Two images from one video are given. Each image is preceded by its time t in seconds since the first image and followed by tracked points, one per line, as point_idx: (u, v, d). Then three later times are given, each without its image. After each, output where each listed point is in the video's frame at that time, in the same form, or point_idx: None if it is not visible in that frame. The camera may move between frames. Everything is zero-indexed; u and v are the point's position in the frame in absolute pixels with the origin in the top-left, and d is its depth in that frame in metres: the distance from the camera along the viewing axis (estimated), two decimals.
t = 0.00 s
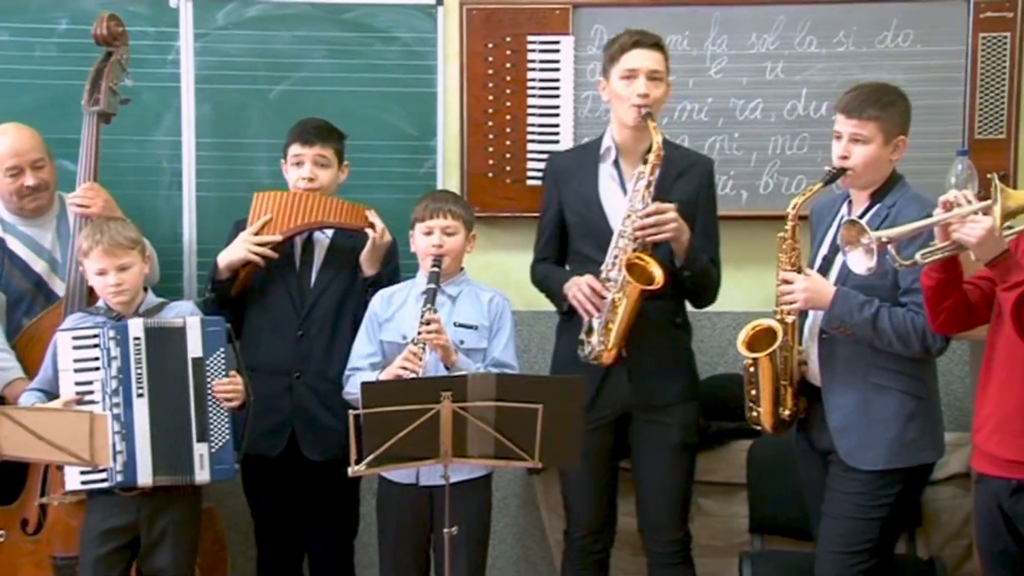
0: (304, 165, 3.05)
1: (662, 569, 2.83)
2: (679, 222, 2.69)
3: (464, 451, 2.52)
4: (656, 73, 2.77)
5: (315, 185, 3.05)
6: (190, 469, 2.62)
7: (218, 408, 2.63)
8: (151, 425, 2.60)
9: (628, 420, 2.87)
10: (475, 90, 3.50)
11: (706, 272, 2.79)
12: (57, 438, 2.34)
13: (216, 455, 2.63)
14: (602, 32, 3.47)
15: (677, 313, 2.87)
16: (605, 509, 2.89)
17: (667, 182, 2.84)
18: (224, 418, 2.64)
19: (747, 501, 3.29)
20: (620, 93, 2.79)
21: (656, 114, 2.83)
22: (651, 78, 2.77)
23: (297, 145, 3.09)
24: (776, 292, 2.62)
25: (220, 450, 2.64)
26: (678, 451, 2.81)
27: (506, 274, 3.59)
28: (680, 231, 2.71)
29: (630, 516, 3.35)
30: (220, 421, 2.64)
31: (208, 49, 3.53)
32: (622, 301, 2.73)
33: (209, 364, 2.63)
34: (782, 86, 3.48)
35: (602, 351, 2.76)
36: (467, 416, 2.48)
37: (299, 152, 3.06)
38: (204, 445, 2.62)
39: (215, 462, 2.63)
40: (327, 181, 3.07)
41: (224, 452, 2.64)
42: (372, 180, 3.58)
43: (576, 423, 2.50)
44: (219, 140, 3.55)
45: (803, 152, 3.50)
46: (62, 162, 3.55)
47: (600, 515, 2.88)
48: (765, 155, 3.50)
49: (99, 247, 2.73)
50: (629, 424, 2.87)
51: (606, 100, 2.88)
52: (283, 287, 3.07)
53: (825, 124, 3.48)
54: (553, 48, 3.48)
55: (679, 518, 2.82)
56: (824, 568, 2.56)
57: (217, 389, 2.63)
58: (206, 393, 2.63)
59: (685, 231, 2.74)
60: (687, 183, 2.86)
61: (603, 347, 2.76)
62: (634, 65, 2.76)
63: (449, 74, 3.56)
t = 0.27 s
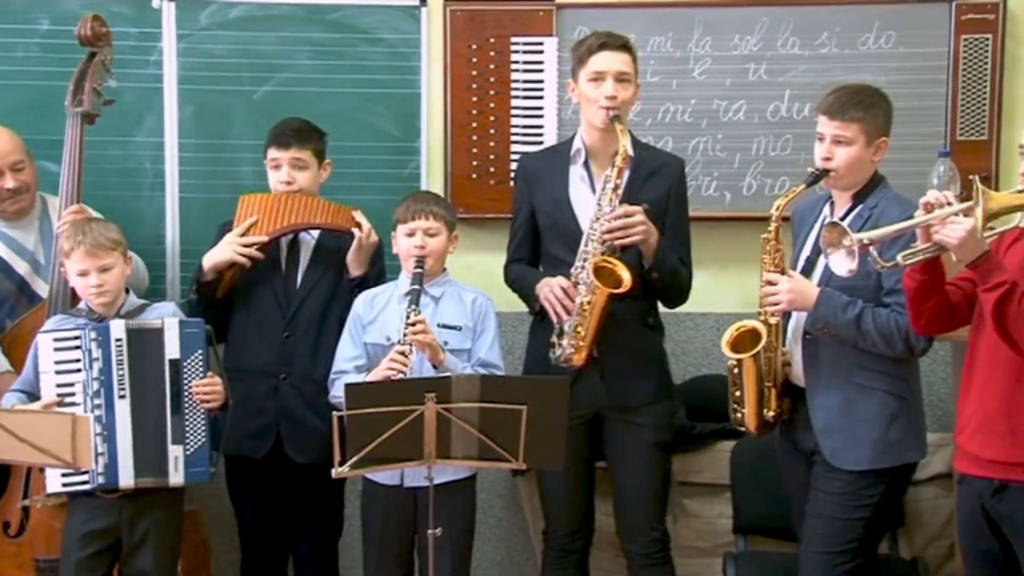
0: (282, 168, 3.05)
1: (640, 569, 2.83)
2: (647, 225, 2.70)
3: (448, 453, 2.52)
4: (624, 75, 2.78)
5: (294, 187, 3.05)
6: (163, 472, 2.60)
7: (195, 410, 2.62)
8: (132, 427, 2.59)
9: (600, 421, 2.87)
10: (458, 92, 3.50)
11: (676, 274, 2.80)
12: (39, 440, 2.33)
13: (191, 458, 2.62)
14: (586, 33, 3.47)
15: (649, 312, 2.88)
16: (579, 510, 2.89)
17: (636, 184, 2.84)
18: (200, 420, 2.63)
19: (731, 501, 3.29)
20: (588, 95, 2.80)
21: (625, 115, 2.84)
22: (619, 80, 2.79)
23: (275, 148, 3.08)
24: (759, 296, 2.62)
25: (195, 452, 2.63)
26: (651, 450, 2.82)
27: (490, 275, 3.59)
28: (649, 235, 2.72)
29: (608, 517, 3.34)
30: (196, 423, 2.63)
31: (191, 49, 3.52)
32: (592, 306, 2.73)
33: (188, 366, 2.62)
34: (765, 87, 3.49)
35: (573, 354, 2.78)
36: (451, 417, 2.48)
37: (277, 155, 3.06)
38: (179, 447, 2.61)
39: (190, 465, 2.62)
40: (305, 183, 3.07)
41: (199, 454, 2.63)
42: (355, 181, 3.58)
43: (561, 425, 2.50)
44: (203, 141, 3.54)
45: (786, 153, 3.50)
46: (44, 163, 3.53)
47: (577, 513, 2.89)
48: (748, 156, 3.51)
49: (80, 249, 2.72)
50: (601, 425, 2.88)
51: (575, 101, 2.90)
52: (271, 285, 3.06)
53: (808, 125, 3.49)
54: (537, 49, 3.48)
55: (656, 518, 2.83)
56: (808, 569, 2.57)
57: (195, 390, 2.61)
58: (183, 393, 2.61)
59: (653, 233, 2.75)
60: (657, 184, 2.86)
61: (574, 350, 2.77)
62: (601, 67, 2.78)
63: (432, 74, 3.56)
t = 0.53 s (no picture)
0: (258, 168, 3.05)
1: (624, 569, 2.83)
2: (626, 227, 2.70)
3: (434, 454, 2.51)
4: (608, 76, 2.79)
5: (269, 186, 3.05)
6: (146, 474, 2.59)
7: (179, 413, 2.62)
8: (115, 429, 2.58)
9: (586, 424, 2.88)
10: (445, 93, 3.49)
11: (658, 276, 2.78)
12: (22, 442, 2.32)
13: (173, 461, 2.61)
14: (572, 34, 3.47)
15: (636, 313, 2.88)
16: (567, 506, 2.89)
17: (621, 185, 2.85)
18: (184, 423, 2.63)
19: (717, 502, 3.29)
20: (573, 97, 2.81)
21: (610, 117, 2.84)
22: (604, 82, 2.79)
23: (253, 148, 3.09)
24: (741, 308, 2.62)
25: (177, 455, 2.62)
26: (633, 451, 2.81)
27: (476, 276, 3.59)
28: (631, 236, 2.72)
29: (596, 517, 3.34)
30: (179, 426, 2.62)
31: (176, 50, 3.51)
32: (571, 306, 2.74)
33: (172, 369, 2.62)
34: (751, 88, 3.49)
35: (552, 354, 2.78)
36: (437, 418, 2.47)
37: (252, 156, 3.06)
38: (162, 450, 2.60)
39: (171, 468, 2.61)
40: (281, 181, 3.06)
41: (181, 458, 2.62)
42: (340, 182, 3.57)
43: (547, 426, 2.50)
44: (188, 142, 3.54)
45: (772, 154, 3.51)
46: (28, 164, 3.52)
47: (565, 510, 2.89)
48: (734, 157, 3.51)
49: (69, 250, 2.71)
50: (586, 425, 2.88)
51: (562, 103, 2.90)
52: (259, 290, 3.06)
53: (793, 126, 3.50)
54: (523, 50, 3.48)
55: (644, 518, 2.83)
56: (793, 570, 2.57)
57: (178, 391, 2.62)
58: (166, 394, 2.61)
59: (636, 234, 2.75)
60: (642, 186, 2.86)
61: (553, 351, 2.78)
62: (585, 68, 2.79)
63: (419, 75, 3.55)
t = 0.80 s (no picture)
0: (248, 171, 3.04)
1: (613, 569, 2.83)
2: (613, 227, 2.70)
3: (417, 455, 2.51)
4: (598, 77, 2.79)
5: (260, 189, 3.04)
6: (122, 476, 2.58)
7: (157, 416, 2.61)
8: (95, 430, 2.58)
9: (576, 424, 2.88)
10: (428, 93, 3.49)
11: (647, 276, 2.78)
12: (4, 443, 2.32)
13: (150, 463, 2.60)
14: (556, 34, 3.47)
15: (627, 314, 2.89)
16: (560, 508, 2.89)
17: (612, 186, 2.85)
18: (161, 429, 2.62)
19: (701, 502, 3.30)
20: (563, 97, 2.81)
21: (601, 117, 2.84)
22: (594, 82, 2.79)
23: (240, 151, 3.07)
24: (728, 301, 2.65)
25: (155, 457, 2.61)
26: (621, 453, 2.82)
27: (460, 276, 3.59)
28: (617, 235, 2.72)
29: (584, 518, 3.34)
30: (157, 431, 2.62)
31: (159, 50, 3.51)
32: (555, 306, 2.74)
33: (152, 370, 2.61)
34: (734, 89, 3.50)
35: (539, 354, 2.79)
36: (421, 419, 2.47)
37: (242, 158, 3.05)
38: (139, 452, 2.60)
39: (148, 470, 2.60)
40: (271, 183, 3.06)
41: (159, 460, 2.61)
42: (324, 183, 3.57)
43: (530, 427, 2.50)
44: (171, 142, 3.53)
45: (755, 154, 3.52)
46: (10, 164, 3.51)
47: (555, 510, 2.89)
48: (718, 157, 3.52)
49: (52, 251, 2.70)
50: (577, 425, 2.88)
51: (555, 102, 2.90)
52: (243, 291, 3.05)
53: (777, 127, 3.50)
54: (507, 51, 3.48)
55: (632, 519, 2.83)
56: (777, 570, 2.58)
57: (157, 394, 2.61)
58: (146, 395, 2.60)
59: (623, 233, 2.75)
60: (633, 187, 2.86)
61: (540, 350, 2.79)
62: (575, 69, 2.79)
63: (402, 75, 3.55)
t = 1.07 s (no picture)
0: (224, 171, 3.04)
1: (599, 568, 2.84)
2: (604, 229, 2.70)
3: (401, 455, 2.51)
4: (593, 78, 2.79)
5: (237, 190, 3.03)
6: (100, 477, 2.58)
7: (134, 418, 2.60)
8: (75, 431, 2.57)
9: (567, 424, 2.88)
10: (412, 94, 3.49)
11: (642, 277, 2.78)
12: None
13: (128, 463, 2.60)
14: (540, 34, 3.48)
15: (621, 315, 2.89)
16: (553, 508, 2.89)
17: (607, 187, 2.85)
18: (139, 430, 2.61)
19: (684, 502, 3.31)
20: (557, 97, 2.82)
21: (596, 117, 2.85)
22: (589, 83, 2.79)
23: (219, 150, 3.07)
24: (712, 296, 2.65)
25: (133, 458, 2.61)
26: (609, 454, 2.82)
27: (443, 277, 3.59)
28: (609, 236, 2.71)
29: (576, 519, 3.34)
30: (135, 432, 2.61)
31: (141, 50, 3.50)
32: (541, 309, 2.75)
33: (129, 371, 2.61)
34: (717, 90, 3.51)
35: (528, 354, 2.79)
36: (405, 419, 2.46)
37: (219, 158, 3.04)
38: (116, 453, 2.59)
39: (127, 471, 2.60)
40: (248, 184, 3.05)
41: (137, 460, 2.61)
42: (306, 183, 3.56)
43: (514, 428, 2.50)
44: (153, 142, 3.52)
45: (738, 155, 3.52)
46: None
47: (542, 511, 2.89)
48: (701, 158, 3.52)
49: (35, 252, 2.69)
50: (570, 424, 2.88)
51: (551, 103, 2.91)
52: (228, 292, 3.05)
53: (759, 127, 3.51)
54: (490, 51, 3.48)
55: (619, 519, 2.83)
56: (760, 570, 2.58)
57: (134, 396, 2.59)
58: (123, 397, 2.59)
59: (616, 235, 2.74)
60: (627, 188, 2.85)
61: (529, 351, 2.79)
62: (569, 69, 2.79)
63: (385, 75, 3.55)
